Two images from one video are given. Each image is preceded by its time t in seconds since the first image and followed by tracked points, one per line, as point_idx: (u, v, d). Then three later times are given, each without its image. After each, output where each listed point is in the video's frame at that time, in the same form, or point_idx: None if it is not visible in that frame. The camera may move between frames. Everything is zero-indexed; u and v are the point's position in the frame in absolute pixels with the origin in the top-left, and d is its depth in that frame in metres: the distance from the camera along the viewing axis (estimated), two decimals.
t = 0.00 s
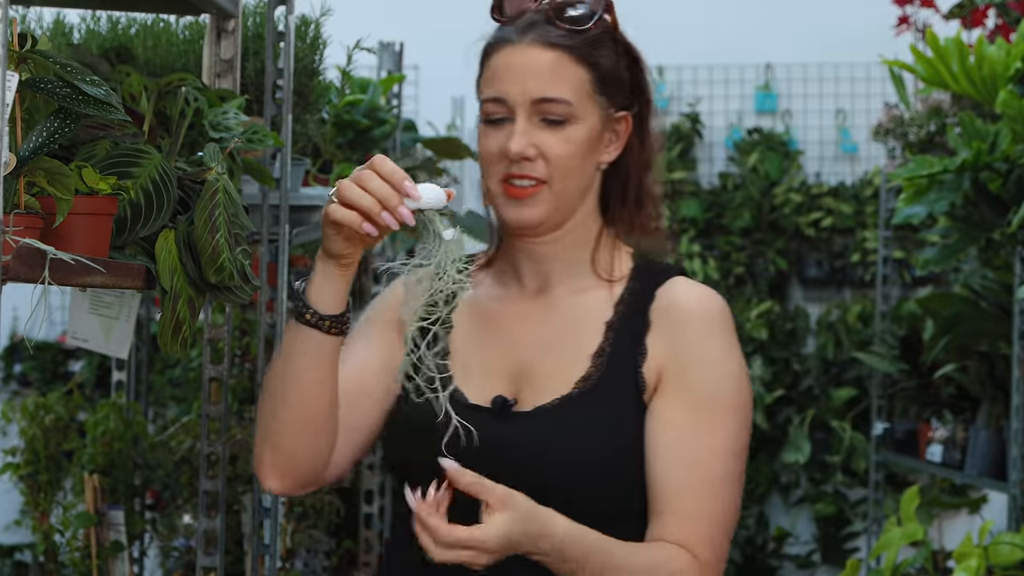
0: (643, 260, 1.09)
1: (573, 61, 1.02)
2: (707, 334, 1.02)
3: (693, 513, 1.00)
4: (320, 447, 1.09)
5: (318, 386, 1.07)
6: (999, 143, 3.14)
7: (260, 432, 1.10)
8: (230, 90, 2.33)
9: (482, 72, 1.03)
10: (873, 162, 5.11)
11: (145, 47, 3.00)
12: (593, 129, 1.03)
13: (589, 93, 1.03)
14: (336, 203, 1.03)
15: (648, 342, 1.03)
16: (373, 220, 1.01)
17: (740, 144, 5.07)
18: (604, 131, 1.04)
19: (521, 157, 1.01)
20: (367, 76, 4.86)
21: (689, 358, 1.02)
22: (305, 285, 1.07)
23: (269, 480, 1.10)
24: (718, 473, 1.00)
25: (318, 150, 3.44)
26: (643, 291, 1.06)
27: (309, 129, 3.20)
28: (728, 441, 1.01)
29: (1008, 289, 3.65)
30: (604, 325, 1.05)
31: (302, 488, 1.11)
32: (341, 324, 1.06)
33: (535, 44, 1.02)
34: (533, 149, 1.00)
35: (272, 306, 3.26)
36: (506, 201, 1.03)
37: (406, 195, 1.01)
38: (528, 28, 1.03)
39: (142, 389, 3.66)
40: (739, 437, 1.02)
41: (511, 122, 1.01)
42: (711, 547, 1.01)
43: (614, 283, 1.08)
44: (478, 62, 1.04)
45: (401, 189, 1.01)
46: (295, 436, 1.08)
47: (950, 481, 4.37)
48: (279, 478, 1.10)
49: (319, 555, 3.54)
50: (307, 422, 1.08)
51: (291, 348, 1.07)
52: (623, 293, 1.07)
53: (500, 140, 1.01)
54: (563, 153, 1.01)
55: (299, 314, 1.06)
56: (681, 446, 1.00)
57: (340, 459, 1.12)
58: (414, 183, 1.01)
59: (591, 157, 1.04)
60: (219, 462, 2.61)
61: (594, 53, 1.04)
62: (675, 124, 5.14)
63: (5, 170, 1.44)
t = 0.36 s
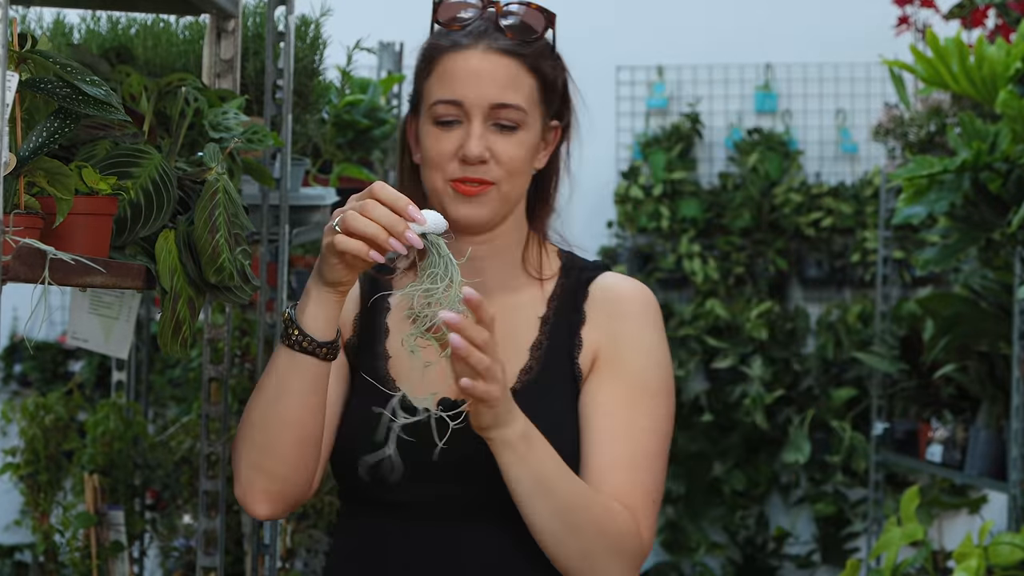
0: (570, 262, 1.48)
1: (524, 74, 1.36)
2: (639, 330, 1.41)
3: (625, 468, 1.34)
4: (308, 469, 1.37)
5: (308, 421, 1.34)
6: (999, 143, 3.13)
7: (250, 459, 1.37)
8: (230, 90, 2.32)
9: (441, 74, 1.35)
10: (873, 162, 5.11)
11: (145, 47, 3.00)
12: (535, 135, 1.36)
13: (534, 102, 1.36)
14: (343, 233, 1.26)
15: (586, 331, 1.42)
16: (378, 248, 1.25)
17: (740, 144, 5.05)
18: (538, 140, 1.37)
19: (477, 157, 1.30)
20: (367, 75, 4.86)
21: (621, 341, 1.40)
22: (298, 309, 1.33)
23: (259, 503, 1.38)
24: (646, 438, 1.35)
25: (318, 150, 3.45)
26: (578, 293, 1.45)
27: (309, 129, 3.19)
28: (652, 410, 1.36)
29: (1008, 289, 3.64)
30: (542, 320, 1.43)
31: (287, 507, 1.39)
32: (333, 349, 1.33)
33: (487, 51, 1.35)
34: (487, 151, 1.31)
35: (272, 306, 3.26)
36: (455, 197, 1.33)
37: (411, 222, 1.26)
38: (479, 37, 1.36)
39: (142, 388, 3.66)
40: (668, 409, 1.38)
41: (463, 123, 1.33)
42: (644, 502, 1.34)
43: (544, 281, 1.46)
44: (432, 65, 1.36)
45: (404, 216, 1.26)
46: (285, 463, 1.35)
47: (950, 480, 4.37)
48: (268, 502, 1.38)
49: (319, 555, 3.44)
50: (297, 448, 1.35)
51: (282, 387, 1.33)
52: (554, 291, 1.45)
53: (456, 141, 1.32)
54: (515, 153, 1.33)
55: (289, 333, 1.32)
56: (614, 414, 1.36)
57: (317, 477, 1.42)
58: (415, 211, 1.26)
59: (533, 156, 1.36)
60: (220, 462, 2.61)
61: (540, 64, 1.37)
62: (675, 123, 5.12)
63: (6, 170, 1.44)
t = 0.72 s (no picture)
0: (546, 253, 1.46)
1: (492, 63, 1.38)
2: (622, 323, 1.38)
3: (619, 471, 1.32)
4: (299, 465, 1.37)
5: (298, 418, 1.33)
6: (1000, 143, 3.13)
7: (240, 456, 1.36)
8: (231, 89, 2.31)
9: (409, 65, 1.37)
10: (873, 162, 5.11)
11: (145, 46, 3.00)
12: (506, 125, 1.38)
13: (504, 92, 1.38)
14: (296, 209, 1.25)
15: (568, 325, 1.39)
16: (327, 225, 1.23)
17: (740, 144, 5.05)
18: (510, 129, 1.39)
19: (450, 147, 1.32)
20: (367, 75, 4.85)
21: (606, 336, 1.38)
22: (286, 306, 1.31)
23: (250, 500, 1.37)
24: (636, 438, 1.34)
25: (318, 150, 3.44)
26: (556, 283, 1.43)
27: (309, 128, 3.20)
28: (640, 408, 1.35)
29: (1008, 288, 3.64)
30: (521, 314, 1.41)
31: (279, 503, 1.39)
32: (314, 341, 1.31)
33: (455, 42, 1.38)
34: (458, 141, 1.33)
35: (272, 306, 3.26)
36: (427, 187, 1.34)
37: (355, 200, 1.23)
38: (447, 29, 1.39)
39: (142, 388, 3.65)
40: (656, 405, 1.37)
41: (433, 114, 1.34)
42: (637, 505, 1.33)
43: (521, 274, 1.44)
44: (400, 58, 1.38)
45: (351, 194, 1.23)
46: (277, 458, 1.35)
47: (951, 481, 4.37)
48: (260, 498, 1.37)
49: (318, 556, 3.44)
50: (287, 444, 1.34)
51: (271, 381, 1.33)
52: (532, 282, 1.44)
53: (426, 131, 1.33)
54: (486, 142, 1.35)
55: (278, 329, 1.30)
56: (602, 413, 1.34)
57: (310, 471, 1.41)
58: (361, 188, 1.23)
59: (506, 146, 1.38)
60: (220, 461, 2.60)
61: (507, 55, 1.40)
62: (675, 123, 5.12)
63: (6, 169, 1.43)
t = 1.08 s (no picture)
0: (557, 253, 1.52)
1: (499, 60, 1.40)
2: (631, 326, 1.42)
3: (630, 474, 1.38)
4: (292, 455, 1.43)
5: (295, 405, 1.39)
6: (1000, 143, 3.12)
7: (236, 442, 1.42)
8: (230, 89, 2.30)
9: (416, 66, 1.39)
10: (873, 162, 5.10)
11: (145, 47, 3.00)
12: (514, 124, 1.40)
13: (511, 89, 1.40)
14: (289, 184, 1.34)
15: (575, 326, 1.44)
16: (312, 201, 1.32)
17: (740, 144, 5.05)
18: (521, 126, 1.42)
19: (456, 149, 1.35)
20: (367, 75, 4.85)
21: (613, 338, 1.42)
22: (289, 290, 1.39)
23: (242, 486, 1.43)
24: (646, 441, 1.39)
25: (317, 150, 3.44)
26: (564, 283, 1.48)
27: (310, 129, 3.13)
28: (651, 410, 1.39)
29: (1008, 288, 3.63)
30: (527, 314, 1.46)
31: (270, 492, 1.45)
32: (310, 324, 1.37)
33: (460, 40, 1.39)
34: (466, 143, 1.35)
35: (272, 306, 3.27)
36: (436, 190, 1.37)
37: (340, 180, 1.32)
38: (451, 27, 1.40)
39: (141, 388, 3.65)
40: (667, 404, 1.41)
41: (439, 115, 1.36)
42: (654, 506, 1.38)
43: (531, 270, 1.50)
44: (407, 59, 1.40)
45: (337, 173, 1.32)
46: (272, 445, 1.41)
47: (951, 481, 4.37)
48: (252, 485, 1.43)
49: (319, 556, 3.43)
50: (285, 434, 1.41)
51: (271, 370, 1.39)
52: (542, 279, 1.49)
53: (431, 133, 1.36)
54: (492, 142, 1.37)
55: (277, 311, 1.38)
56: (612, 419, 1.39)
57: (303, 463, 1.47)
58: (346, 170, 1.32)
59: (513, 145, 1.40)
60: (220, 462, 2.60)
61: (516, 51, 1.42)
62: (675, 123, 5.12)
63: (5, 169, 1.42)
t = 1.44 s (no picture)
0: (573, 253, 1.47)
1: (506, 53, 1.39)
2: (646, 329, 1.38)
3: (652, 482, 1.34)
4: (290, 443, 1.41)
5: (293, 393, 1.38)
6: (1000, 143, 3.11)
7: (236, 422, 1.41)
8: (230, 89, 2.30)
9: (424, 61, 1.38)
10: (874, 162, 5.10)
11: (145, 47, 3.00)
12: (524, 117, 1.38)
13: (521, 81, 1.39)
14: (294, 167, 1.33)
15: (591, 327, 1.39)
16: (315, 183, 1.31)
17: (740, 144, 5.06)
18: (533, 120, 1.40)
19: (462, 143, 1.33)
20: (367, 75, 4.85)
21: (630, 341, 1.37)
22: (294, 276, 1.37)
23: (238, 469, 1.42)
24: (669, 449, 1.35)
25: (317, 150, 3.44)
26: (578, 283, 1.43)
27: (310, 128, 3.13)
28: (670, 416, 1.35)
29: (1008, 288, 3.63)
30: (541, 313, 1.41)
31: (266, 478, 1.44)
32: (313, 309, 1.35)
33: (467, 34, 1.38)
34: (472, 136, 1.34)
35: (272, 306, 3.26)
36: (448, 186, 1.35)
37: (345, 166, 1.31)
38: (459, 22, 1.39)
39: (141, 388, 3.65)
40: (686, 409, 1.37)
41: (447, 110, 1.36)
42: (676, 512, 1.35)
43: (546, 271, 1.45)
44: (417, 55, 1.40)
45: (342, 159, 1.31)
46: (269, 431, 1.40)
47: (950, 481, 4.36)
48: (247, 469, 1.42)
49: (320, 555, 3.39)
50: (283, 417, 1.39)
51: (273, 352, 1.38)
52: (556, 281, 1.44)
53: (440, 128, 1.35)
54: (501, 135, 1.36)
55: (282, 294, 1.36)
56: (631, 427, 1.34)
57: (302, 453, 1.46)
58: (351, 155, 1.31)
59: (524, 139, 1.38)
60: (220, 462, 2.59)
61: (525, 45, 1.41)
62: (675, 124, 5.12)
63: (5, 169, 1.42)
